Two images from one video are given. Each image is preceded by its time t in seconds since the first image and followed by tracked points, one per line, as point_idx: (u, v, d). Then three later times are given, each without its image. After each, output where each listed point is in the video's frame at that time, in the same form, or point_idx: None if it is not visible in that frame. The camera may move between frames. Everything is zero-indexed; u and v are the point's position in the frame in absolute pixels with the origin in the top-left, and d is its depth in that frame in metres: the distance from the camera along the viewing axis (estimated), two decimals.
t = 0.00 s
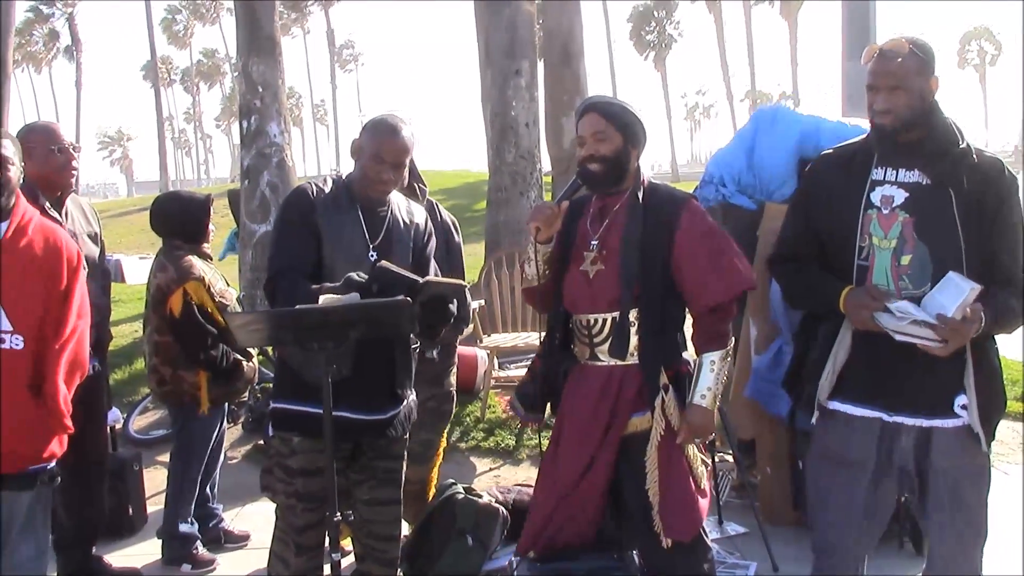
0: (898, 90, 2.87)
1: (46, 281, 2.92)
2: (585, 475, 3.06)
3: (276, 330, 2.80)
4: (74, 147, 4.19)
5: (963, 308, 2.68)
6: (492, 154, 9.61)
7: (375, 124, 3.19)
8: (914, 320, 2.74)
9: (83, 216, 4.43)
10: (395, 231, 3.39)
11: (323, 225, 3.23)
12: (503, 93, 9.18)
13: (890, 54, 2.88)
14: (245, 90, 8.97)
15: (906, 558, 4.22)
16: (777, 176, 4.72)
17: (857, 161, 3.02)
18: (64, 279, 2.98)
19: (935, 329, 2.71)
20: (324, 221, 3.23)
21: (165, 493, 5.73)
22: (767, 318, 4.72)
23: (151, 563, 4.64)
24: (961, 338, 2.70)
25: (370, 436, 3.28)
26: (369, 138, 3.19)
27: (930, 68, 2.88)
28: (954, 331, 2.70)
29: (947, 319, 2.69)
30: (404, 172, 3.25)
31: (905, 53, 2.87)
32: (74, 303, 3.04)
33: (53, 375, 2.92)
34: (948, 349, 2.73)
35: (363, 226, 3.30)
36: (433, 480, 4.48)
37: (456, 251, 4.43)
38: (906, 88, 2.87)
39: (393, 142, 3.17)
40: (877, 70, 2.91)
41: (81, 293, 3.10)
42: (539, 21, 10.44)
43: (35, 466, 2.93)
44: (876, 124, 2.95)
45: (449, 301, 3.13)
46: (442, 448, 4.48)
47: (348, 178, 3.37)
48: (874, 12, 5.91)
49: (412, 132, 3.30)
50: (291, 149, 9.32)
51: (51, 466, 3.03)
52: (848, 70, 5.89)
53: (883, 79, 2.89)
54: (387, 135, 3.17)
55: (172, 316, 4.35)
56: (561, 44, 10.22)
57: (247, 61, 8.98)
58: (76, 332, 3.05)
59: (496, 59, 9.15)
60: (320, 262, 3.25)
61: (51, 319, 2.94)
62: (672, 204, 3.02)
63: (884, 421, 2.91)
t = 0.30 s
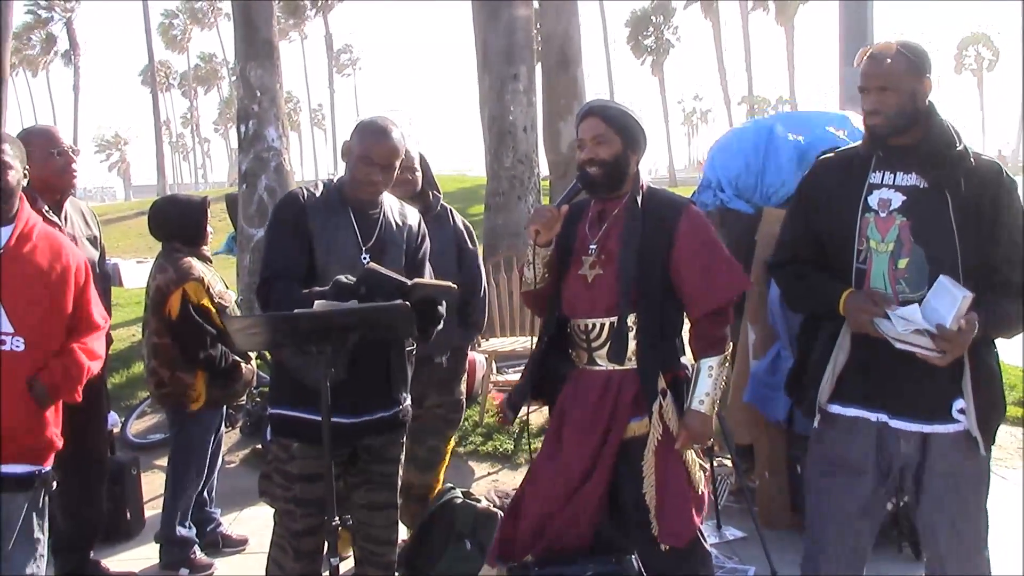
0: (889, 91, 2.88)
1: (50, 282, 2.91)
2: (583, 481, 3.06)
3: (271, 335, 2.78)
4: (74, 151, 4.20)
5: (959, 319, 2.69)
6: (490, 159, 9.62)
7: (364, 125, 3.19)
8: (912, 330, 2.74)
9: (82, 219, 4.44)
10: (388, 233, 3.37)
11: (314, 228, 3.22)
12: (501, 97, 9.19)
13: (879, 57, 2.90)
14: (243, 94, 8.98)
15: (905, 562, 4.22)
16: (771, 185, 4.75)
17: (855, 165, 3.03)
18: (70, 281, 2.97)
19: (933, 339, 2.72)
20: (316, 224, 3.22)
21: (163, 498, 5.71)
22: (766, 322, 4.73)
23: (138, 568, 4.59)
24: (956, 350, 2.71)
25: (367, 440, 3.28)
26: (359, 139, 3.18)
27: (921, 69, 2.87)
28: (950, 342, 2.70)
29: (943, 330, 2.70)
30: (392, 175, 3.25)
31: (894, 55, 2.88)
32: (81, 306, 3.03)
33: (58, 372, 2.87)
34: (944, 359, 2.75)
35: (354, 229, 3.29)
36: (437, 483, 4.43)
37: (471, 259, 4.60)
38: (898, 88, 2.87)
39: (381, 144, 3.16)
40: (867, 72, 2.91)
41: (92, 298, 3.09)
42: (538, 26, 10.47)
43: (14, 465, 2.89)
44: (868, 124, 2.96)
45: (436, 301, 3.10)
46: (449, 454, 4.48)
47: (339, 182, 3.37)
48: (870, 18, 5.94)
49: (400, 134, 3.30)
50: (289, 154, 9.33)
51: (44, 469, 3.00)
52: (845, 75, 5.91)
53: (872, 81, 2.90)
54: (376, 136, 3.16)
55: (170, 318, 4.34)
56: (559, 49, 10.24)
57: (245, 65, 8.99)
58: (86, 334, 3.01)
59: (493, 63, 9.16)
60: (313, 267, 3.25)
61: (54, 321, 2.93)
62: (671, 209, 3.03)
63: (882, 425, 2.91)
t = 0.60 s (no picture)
0: (882, 89, 2.89)
1: (37, 277, 2.90)
2: (581, 484, 3.07)
3: (268, 336, 2.80)
4: (73, 152, 4.20)
5: (949, 332, 2.67)
6: (488, 161, 9.63)
7: (355, 125, 3.19)
8: (903, 341, 2.74)
9: (80, 221, 4.43)
10: (380, 234, 3.37)
11: (304, 229, 3.22)
12: (499, 99, 9.19)
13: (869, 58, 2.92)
14: (241, 96, 8.98)
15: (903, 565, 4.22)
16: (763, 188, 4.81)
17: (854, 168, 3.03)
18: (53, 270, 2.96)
19: (926, 350, 2.71)
20: (306, 226, 3.22)
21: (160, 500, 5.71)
22: (764, 325, 4.73)
23: (143, 569, 4.60)
24: (948, 362, 2.70)
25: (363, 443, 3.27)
26: (350, 140, 3.17)
27: (914, 67, 2.88)
28: (942, 355, 2.69)
29: (935, 342, 2.68)
30: (384, 176, 3.25)
31: (886, 54, 2.89)
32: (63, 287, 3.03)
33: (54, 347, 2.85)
34: (937, 370, 2.74)
35: (347, 231, 3.29)
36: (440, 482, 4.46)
37: (475, 258, 4.67)
38: (891, 86, 2.88)
39: (373, 146, 3.16)
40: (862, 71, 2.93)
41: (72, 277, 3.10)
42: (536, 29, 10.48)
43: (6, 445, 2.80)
44: (861, 123, 2.97)
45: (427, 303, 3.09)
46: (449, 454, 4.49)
47: (332, 184, 3.37)
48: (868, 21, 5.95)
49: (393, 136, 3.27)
50: (288, 156, 9.33)
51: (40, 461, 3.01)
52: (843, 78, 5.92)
53: (865, 79, 2.91)
54: (367, 139, 3.15)
55: (167, 314, 4.33)
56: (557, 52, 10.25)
57: (244, 67, 8.99)
58: (76, 305, 3.03)
59: (492, 66, 9.18)
60: (305, 269, 3.25)
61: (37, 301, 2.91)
62: (666, 211, 3.04)
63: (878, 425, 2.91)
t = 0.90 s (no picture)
0: (879, 90, 2.91)
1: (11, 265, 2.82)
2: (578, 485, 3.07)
3: (265, 336, 2.80)
4: (67, 152, 4.20)
5: (935, 332, 2.68)
6: (485, 162, 9.64)
7: (350, 126, 3.18)
8: (885, 342, 2.76)
9: (75, 222, 4.42)
10: (375, 235, 3.37)
11: (299, 232, 3.22)
12: (496, 100, 9.20)
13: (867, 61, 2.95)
14: (238, 96, 8.97)
15: (899, 566, 4.23)
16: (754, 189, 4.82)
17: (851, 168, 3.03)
18: (28, 267, 2.86)
19: (908, 350, 2.73)
20: (300, 228, 3.22)
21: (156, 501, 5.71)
22: (760, 326, 4.74)
23: (143, 569, 4.62)
24: (931, 362, 2.70)
25: (359, 444, 3.27)
26: (344, 141, 3.17)
27: (915, 68, 2.89)
28: (925, 355, 2.70)
29: (919, 343, 2.69)
30: (379, 177, 3.26)
31: (884, 57, 2.90)
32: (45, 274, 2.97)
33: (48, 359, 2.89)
34: (919, 371, 2.75)
35: (342, 233, 3.29)
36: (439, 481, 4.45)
37: (473, 262, 4.65)
38: (887, 87, 2.90)
39: (367, 147, 3.16)
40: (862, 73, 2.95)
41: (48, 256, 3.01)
42: (532, 30, 10.49)
43: None
44: (859, 124, 3.00)
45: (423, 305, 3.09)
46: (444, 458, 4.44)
47: (326, 185, 3.37)
48: (863, 24, 5.98)
49: (388, 137, 3.28)
50: (285, 156, 9.32)
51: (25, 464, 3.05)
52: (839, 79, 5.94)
53: (864, 81, 2.94)
54: (362, 139, 3.15)
55: (165, 310, 4.34)
56: (554, 53, 10.27)
57: (240, 68, 8.98)
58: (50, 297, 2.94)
59: (489, 67, 9.18)
60: (300, 272, 3.25)
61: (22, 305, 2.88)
62: (662, 212, 3.04)
63: (874, 425, 2.92)
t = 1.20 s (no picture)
0: (880, 93, 2.91)
1: None
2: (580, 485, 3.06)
3: (263, 337, 2.80)
4: (64, 152, 4.20)
5: (932, 334, 2.70)
6: (484, 163, 9.64)
7: (350, 127, 3.18)
8: (887, 342, 2.75)
9: (72, 222, 4.42)
10: (374, 236, 3.37)
11: (298, 233, 3.22)
12: (495, 101, 9.20)
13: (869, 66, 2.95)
14: (237, 97, 8.98)
15: (897, 567, 4.24)
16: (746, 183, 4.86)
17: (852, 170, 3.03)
18: None
19: (906, 352, 2.73)
20: (299, 229, 3.22)
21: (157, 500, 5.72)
22: (758, 327, 4.74)
23: (142, 568, 4.63)
24: (928, 364, 2.71)
25: (358, 445, 3.28)
26: (343, 142, 3.17)
27: (915, 72, 2.88)
28: (922, 357, 2.71)
29: (917, 344, 2.70)
30: (378, 177, 3.25)
31: (887, 59, 2.91)
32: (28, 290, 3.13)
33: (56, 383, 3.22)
34: (916, 372, 2.76)
35: (341, 234, 3.29)
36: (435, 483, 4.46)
37: (461, 263, 4.63)
38: (888, 91, 2.90)
39: (367, 148, 3.16)
40: (865, 76, 2.96)
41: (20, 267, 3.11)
42: (531, 31, 10.49)
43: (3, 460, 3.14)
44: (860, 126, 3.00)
45: (422, 306, 3.09)
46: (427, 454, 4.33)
47: (324, 186, 3.37)
48: (862, 25, 5.99)
49: (387, 137, 3.29)
50: (283, 157, 9.33)
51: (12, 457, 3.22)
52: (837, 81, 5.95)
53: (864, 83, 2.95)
54: (362, 140, 3.15)
55: (165, 306, 4.36)
56: (553, 54, 10.28)
57: (239, 68, 8.99)
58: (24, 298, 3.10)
59: (487, 67, 9.18)
60: (297, 273, 3.25)
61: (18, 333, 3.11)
62: (661, 213, 3.04)
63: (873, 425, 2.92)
